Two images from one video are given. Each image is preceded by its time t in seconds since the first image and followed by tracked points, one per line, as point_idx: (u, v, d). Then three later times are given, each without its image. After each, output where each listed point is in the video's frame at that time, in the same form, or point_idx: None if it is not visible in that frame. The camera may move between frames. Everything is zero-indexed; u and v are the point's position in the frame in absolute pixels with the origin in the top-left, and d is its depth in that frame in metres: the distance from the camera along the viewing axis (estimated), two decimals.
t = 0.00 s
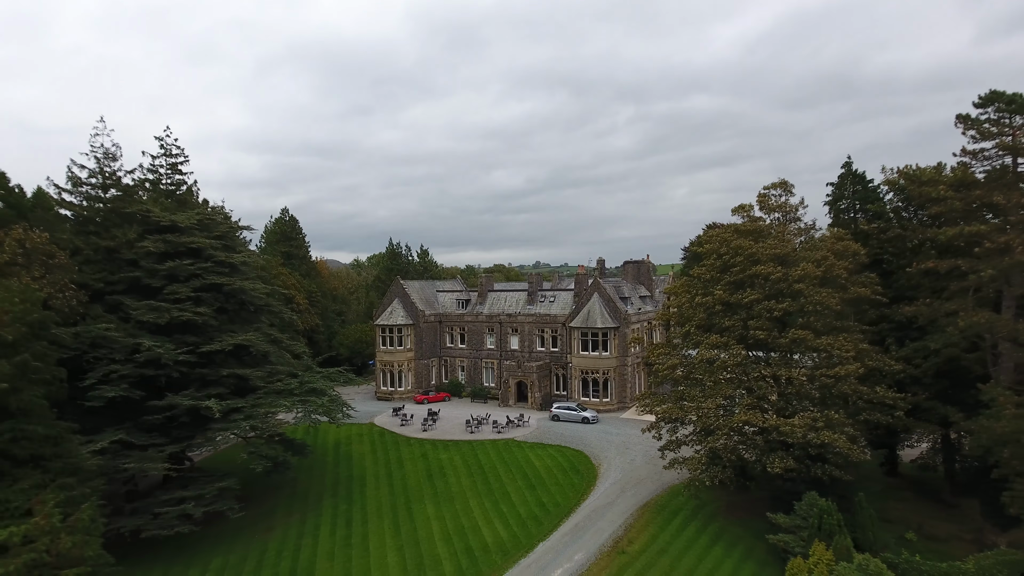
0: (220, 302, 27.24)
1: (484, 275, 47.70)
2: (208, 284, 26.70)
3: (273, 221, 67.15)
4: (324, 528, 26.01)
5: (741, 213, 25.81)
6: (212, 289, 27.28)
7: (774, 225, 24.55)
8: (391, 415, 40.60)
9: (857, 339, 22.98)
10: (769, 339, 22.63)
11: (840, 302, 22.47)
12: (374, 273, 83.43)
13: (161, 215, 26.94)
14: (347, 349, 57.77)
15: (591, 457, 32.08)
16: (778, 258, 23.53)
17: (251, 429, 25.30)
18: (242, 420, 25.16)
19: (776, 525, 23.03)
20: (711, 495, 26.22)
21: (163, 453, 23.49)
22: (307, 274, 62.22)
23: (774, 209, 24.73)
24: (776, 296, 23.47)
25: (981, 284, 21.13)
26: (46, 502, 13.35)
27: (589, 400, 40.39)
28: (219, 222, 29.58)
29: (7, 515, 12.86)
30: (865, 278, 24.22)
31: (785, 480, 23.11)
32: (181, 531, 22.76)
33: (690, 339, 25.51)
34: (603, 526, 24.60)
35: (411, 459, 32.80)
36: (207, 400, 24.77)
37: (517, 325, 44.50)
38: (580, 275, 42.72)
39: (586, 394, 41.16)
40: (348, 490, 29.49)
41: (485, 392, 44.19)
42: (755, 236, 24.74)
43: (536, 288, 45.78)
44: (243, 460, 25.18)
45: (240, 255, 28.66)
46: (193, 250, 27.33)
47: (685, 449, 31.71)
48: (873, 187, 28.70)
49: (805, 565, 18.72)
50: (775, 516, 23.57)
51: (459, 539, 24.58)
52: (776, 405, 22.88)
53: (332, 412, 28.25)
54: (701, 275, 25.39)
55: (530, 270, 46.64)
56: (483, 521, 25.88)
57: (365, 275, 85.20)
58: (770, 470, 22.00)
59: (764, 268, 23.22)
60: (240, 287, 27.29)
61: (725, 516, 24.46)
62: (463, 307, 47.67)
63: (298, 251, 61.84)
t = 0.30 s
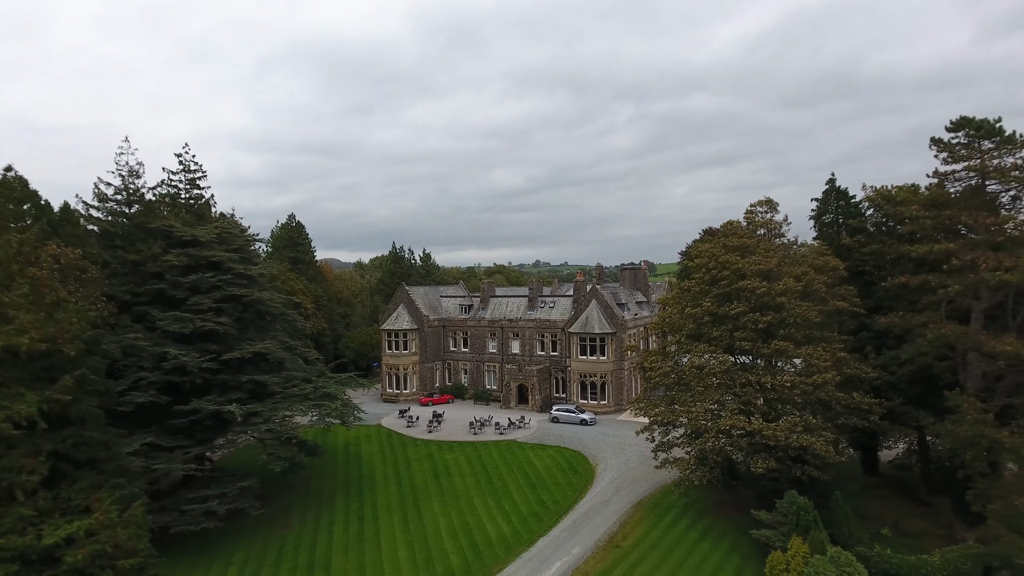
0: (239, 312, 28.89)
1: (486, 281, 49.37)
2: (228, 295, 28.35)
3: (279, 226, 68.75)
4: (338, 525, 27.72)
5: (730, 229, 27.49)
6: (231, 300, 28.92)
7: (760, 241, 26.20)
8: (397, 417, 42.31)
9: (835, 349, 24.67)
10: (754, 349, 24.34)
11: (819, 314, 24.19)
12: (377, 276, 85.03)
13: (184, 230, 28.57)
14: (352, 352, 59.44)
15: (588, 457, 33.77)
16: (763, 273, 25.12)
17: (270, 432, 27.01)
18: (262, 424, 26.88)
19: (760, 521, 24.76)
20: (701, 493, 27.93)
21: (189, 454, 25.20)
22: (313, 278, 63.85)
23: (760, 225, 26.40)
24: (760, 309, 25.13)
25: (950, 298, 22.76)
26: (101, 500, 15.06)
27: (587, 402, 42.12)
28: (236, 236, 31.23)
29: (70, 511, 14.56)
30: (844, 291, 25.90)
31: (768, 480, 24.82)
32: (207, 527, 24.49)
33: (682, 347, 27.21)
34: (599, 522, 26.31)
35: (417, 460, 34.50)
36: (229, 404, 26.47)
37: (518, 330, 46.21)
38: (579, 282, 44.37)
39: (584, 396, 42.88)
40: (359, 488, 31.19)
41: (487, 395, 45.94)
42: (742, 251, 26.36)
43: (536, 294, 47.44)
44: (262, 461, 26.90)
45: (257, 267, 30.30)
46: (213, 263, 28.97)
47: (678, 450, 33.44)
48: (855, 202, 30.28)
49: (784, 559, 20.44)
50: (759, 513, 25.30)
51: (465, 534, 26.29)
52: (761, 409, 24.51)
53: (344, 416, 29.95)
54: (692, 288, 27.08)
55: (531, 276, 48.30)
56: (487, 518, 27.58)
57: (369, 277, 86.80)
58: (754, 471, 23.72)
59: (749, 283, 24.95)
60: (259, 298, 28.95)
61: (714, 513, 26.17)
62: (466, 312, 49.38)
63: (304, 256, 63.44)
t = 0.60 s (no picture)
0: (256, 316, 30.63)
1: (488, 282, 51.11)
2: (246, 300, 30.10)
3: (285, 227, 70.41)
4: (350, 515, 29.56)
5: (720, 239, 29.30)
6: (249, 305, 30.66)
7: (747, 250, 28.00)
8: (403, 413, 44.14)
9: (815, 351, 26.50)
10: (740, 352, 26.18)
11: (801, 320, 26.03)
12: (380, 274, 86.66)
13: (204, 239, 30.29)
14: (358, 350, 61.25)
15: (586, 452, 35.61)
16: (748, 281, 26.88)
17: (287, 429, 28.82)
18: (280, 421, 28.70)
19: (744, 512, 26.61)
20: (692, 486, 29.77)
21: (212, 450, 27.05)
22: (320, 278, 65.58)
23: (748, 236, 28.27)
24: (745, 315, 26.94)
25: (921, 306, 24.52)
26: (148, 492, 16.92)
27: (585, 399, 43.93)
28: (253, 243, 32.98)
29: (121, 501, 16.40)
30: (825, 298, 27.67)
31: (753, 473, 26.65)
32: (230, 518, 26.32)
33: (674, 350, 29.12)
34: (595, 513, 28.16)
35: (424, 454, 36.34)
36: (249, 403, 28.30)
37: (519, 330, 48.00)
38: (577, 283, 46.08)
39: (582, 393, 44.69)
40: (369, 482, 33.00)
41: (489, 392, 47.78)
42: (730, 261, 28.15)
43: (537, 295, 49.19)
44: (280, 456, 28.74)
45: (272, 273, 32.03)
46: (232, 270, 30.71)
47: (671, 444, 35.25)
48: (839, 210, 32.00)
49: (766, 545, 22.27)
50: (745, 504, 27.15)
51: (471, 524, 28.15)
52: (746, 407, 26.41)
53: (356, 413, 31.75)
54: (683, 294, 28.96)
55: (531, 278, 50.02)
56: (490, 509, 29.44)
57: (373, 276, 88.51)
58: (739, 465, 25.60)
59: (735, 291, 26.80)
60: (275, 303, 30.71)
61: (703, 504, 28.02)
62: (469, 312, 51.16)
63: (311, 257, 65.15)
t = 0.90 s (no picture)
0: (270, 304, 32.43)
1: (488, 267, 52.78)
2: (260, 289, 31.84)
3: (288, 211, 71.75)
4: (361, 490, 31.64)
5: (709, 231, 31.13)
6: (263, 293, 32.42)
7: (733, 243, 29.84)
8: (407, 393, 46.15)
9: (795, 338, 28.43)
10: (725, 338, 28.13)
11: (782, 308, 27.94)
12: (380, 256, 88.03)
13: (219, 231, 31.91)
14: (362, 331, 63.12)
15: (582, 430, 37.68)
16: (734, 272, 28.78)
17: (301, 409, 30.78)
18: (294, 402, 30.66)
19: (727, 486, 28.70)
20: (680, 462, 31.87)
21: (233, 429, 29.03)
22: (323, 261, 67.15)
23: (734, 229, 30.10)
24: (730, 304, 28.85)
25: (893, 296, 26.31)
26: (186, 469, 18.86)
27: (581, 380, 45.94)
28: (265, 234, 34.66)
29: (162, 477, 18.32)
30: (806, 287, 29.46)
31: (736, 450, 28.71)
32: (251, 492, 28.38)
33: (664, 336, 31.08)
34: (589, 487, 30.28)
35: (428, 432, 38.39)
36: (266, 385, 30.23)
37: (518, 313, 49.82)
38: (574, 268, 47.74)
39: (578, 374, 46.69)
40: (378, 458, 35.04)
41: (489, 372, 49.79)
42: (718, 252, 30.02)
43: (534, 279, 50.89)
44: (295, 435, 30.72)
45: (284, 262, 33.72)
46: (246, 260, 32.42)
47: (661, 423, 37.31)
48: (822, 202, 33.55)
49: (744, 516, 24.27)
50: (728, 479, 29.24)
51: (474, 498, 30.26)
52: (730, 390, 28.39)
53: (365, 394, 33.71)
54: (674, 284, 30.87)
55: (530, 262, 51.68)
56: (492, 483, 31.55)
57: (374, 258, 90.06)
58: (722, 442, 27.66)
59: (720, 282, 28.77)
60: (287, 291, 32.46)
61: (690, 478, 30.13)
62: (469, 296, 52.92)
63: (314, 240, 66.66)
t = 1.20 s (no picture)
0: (284, 291, 34.25)
1: (489, 251, 54.42)
2: (274, 277, 33.62)
3: (292, 194, 73.18)
4: (372, 465, 33.79)
5: (700, 223, 33.00)
6: (277, 281, 34.23)
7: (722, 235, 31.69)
8: (412, 373, 48.20)
9: (778, 324, 30.38)
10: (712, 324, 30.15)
11: (766, 297, 29.87)
12: (382, 237, 89.53)
13: (234, 222, 33.56)
14: (367, 313, 65.00)
15: (579, 409, 39.76)
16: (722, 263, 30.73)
17: (315, 390, 32.82)
18: (309, 384, 32.67)
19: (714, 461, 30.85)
20: (671, 439, 33.99)
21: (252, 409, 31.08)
22: (327, 244, 68.74)
23: (723, 222, 31.95)
24: (718, 292, 30.82)
25: (870, 286, 28.16)
26: (219, 447, 20.88)
27: (579, 360, 47.96)
28: (278, 223, 36.35)
29: (199, 454, 20.32)
30: (790, 276, 31.30)
31: (722, 428, 30.78)
32: (271, 467, 30.53)
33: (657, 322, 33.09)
34: (586, 462, 32.42)
35: (433, 410, 40.47)
36: (282, 368, 32.23)
37: (518, 296, 51.62)
38: (572, 253, 49.39)
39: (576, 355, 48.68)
40: (386, 436, 37.16)
41: (491, 353, 51.81)
42: (708, 244, 31.93)
43: (534, 263, 52.58)
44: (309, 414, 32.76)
45: (296, 251, 35.45)
46: (261, 249, 34.15)
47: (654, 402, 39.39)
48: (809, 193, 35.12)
49: (727, 489, 26.40)
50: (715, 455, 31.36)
51: (478, 472, 32.42)
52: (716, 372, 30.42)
53: (375, 376, 35.71)
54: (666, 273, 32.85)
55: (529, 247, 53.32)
56: (494, 459, 33.70)
57: (376, 239, 91.59)
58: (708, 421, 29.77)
59: (708, 272, 30.74)
60: (300, 279, 34.26)
61: (679, 454, 32.27)
62: (471, 279, 54.66)
63: (318, 224, 68.18)
